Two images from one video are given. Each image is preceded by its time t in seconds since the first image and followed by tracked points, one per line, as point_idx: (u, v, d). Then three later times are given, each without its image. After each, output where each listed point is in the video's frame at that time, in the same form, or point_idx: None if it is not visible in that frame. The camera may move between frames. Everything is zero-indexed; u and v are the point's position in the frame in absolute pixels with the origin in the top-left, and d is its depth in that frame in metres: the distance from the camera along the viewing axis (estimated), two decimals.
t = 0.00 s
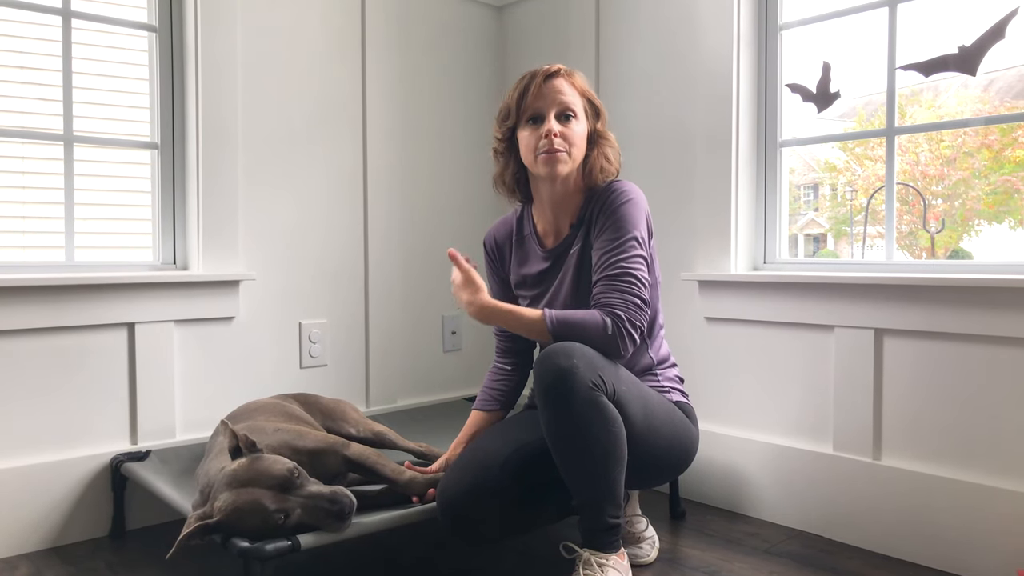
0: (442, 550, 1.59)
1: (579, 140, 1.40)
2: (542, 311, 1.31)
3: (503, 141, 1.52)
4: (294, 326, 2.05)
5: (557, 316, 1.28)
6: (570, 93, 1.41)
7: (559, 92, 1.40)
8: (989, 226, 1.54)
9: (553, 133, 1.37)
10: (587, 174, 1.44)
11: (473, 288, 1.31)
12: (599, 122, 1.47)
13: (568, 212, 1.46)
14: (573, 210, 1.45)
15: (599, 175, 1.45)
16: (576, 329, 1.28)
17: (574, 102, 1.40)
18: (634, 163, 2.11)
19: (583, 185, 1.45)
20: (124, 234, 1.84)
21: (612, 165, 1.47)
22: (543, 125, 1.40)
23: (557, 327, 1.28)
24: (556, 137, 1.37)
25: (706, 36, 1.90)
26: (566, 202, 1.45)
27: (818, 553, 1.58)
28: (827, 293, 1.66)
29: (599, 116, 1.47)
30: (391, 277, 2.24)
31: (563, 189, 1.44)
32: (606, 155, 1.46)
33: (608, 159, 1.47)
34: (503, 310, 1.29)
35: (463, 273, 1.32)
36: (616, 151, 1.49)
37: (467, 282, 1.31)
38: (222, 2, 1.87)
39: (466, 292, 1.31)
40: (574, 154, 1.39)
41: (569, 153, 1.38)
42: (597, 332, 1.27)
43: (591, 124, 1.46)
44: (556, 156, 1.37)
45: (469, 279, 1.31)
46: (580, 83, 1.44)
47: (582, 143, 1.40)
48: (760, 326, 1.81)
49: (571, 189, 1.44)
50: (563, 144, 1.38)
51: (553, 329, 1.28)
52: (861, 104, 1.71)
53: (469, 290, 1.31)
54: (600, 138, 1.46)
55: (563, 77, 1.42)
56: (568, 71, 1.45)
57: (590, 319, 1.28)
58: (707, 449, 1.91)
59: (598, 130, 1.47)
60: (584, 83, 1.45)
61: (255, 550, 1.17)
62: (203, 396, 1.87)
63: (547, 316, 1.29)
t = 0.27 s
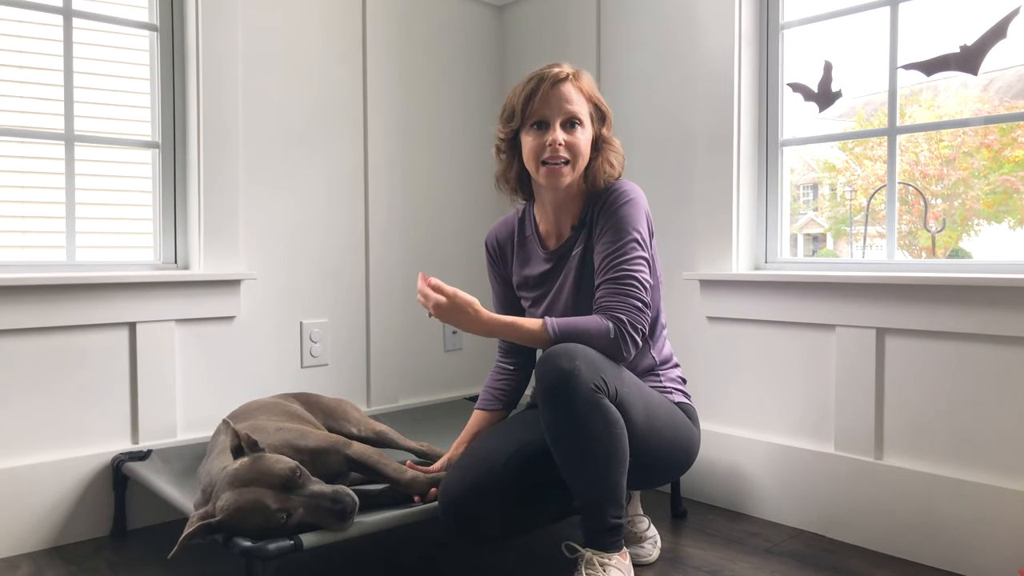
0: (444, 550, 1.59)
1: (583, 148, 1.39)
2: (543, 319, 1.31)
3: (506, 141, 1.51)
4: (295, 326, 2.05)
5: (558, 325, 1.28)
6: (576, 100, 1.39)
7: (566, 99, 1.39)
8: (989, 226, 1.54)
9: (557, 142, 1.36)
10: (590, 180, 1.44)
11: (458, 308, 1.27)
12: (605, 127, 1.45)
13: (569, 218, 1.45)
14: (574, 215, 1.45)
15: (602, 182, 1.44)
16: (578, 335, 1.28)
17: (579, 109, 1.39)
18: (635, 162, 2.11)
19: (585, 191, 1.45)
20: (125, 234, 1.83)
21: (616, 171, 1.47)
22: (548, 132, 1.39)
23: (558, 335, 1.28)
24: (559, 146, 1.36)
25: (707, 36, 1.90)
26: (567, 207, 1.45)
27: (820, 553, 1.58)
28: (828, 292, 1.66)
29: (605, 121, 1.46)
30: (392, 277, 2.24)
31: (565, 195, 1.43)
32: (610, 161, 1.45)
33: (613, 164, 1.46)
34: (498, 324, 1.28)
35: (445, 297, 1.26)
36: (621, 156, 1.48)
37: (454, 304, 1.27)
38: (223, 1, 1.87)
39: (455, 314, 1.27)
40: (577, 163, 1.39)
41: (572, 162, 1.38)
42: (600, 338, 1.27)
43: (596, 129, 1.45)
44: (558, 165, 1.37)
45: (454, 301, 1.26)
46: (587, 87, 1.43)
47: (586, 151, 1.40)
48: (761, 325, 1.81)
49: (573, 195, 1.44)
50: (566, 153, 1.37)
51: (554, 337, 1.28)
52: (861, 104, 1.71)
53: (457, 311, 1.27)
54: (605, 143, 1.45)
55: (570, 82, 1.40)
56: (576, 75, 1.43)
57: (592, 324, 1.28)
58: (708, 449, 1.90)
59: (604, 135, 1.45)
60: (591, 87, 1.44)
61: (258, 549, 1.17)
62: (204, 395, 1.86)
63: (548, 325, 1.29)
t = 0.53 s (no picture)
0: (445, 549, 1.59)
1: (586, 153, 1.40)
2: (546, 318, 1.31)
3: (510, 140, 1.51)
4: (296, 325, 2.05)
5: (560, 323, 1.29)
6: (580, 103, 1.39)
7: (570, 103, 1.38)
8: (988, 226, 1.54)
9: (561, 146, 1.36)
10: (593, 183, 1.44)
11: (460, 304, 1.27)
12: (608, 130, 1.45)
13: (571, 220, 1.46)
14: (577, 218, 1.46)
15: (605, 184, 1.44)
16: (579, 334, 1.28)
17: (584, 113, 1.39)
18: (636, 162, 2.11)
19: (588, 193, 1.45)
20: (126, 234, 1.83)
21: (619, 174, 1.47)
22: (552, 135, 1.39)
23: (558, 334, 1.29)
24: (563, 151, 1.37)
25: (708, 35, 1.90)
26: (570, 210, 1.45)
27: (821, 552, 1.58)
28: (830, 292, 1.66)
29: (609, 123, 1.45)
30: (393, 277, 2.24)
31: (568, 198, 1.44)
32: (613, 164, 1.45)
33: (616, 167, 1.46)
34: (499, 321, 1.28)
35: (447, 292, 1.27)
36: (625, 158, 1.48)
37: (456, 300, 1.27)
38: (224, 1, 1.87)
39: (457, 310, 1.27)
40: (580, 168, 1.39)
41: (575, 166, 1.38)
42: (601, 337, 1.27)
43: (600, 131, 1.45)
44: (561, 171, 1.37)
45: (457, 296, 1.27)
46: (592, 90, 1.42)
47: (589, 155, 1.40)
48: (763, 325, 1.81)
49: (576, 199, 1.44)
50: (569, 158, 1.38)
51: (556, 336, 1.29)
52: (860, 104, 1.72)
53: (460, 307, 1.27)
54: (609, 146, 1.45)
55: (575, 85, 1.40)
56: (580, 77, 1.42)
57: (594, 323, 1.28)
58: (710, 448, 1.90)
59: (607, 138, 1.45)
60: (595, 89, 1.43)
61: (261, 549, 1.16)
62: (205, 395, 1.86)
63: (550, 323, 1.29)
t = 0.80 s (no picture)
0: (447, 550, 1.59)
1: (587, 151, 1.39)
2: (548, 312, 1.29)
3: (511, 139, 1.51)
4: (296, 325, 2.05)
5: (562, 316, 1.28)
6: (581, 102, 1.38)
7: (571, 102, 1.38)
8: (988, 226, 1.54)
9: (562, 145, 1.36)
10: (593, 182, 1.44)
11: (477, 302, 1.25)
12: (609, 128, 1.45)
13: (572, 220, 1.45)
14: (578, 217, 1.45)
15: (606, 183, 1.44)
16: (579, 331, 1.27)
17: (585, 112, 1.38)
18: (637, 161, 2.10)
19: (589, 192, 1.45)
20: (126, 233, 1.83)
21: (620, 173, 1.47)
22: (552, 134, 1.38)
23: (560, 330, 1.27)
24: (564, 149, 1.36)
25: (708, 35, 1.90)
26: (571, 210, 1.45)
27: (823, 552, 1.57)
28: (831, 292, 1.65)
29: (610, 122, 1.45)
30: (393, 276, 2.24)
31: (569, 198, 1.43)
32: (614, 163, 1.45)
33: (617, 166, 1.45)
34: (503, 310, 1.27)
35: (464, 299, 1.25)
36: (625, 157, 1.47)
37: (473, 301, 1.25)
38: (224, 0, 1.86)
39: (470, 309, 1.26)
40: (581, 166, 1.38)
41: (576, 165, 1.38)
42: (601, 335, 1.27)
43: (601, 130, 1.44)
44: (563, 170, 1.37)
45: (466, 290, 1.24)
46: (593, 89, 1.42)
47: (589, 154, 1.40)
48: (764, 324, 1.80)
49: (577, 198, 1.44)
50: (571, 157, 1.37)
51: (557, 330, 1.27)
52: (860, 104, 1.72)
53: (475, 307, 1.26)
54: (610, 145, 1.45)
55: (576, 83, 1.39)
56: (581, 76, 1.42)
57: (595, 321, 1.27)
58: (711, 448, 1.90)
59: (608, 136, 1.45)
60: (596, 88, 1.43)
61: (261, 549, 1.16)
62: (205, 395, 1.86)
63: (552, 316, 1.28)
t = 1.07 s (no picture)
0: (447, 550, 1.58)
1: (585, 146, 1.39)
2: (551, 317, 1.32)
3: (510, 139, 1.52)
4: (295, 325, 2.04)
5: (561, 319, 1.30)
6: (577, 96, 1.39)
7: (567, 96, 1.38)
8: (987, 226, 1.54)
9: (557, 137, 1.36)
10: (592, 178, 1.43)
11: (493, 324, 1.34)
12: (607, 125, 1.45)
13: (572, 218, 1.45)
14: (577, 214, 1.45)
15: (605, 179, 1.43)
16: (580, 333, 1.28)
17: (581, 106, 1.38)
18: (638, 161, 2.10)
19: (589, 190, 1.45)
20: (125, 233, 1.82)
21: (619, 170, 1.46)
22: (549, 128, 1.38)
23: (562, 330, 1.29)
24: (560, 142, 1.36)
25: (709, 34, 1.90)
26: (569, 208, 1.44)
27: (824, 552, 1.57)
28: (832, 291, 1.65)
29: (608, 118, 1.45)
30: (393, 275, 2.23)
31: (568, 196, 1.43)
32: (612, 159, 1.44)
33: (615, 162, 1.45)
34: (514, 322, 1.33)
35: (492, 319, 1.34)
36: (624, 154, 1.47)
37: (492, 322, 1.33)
38: None
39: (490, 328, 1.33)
40: (579, 160, 1.38)
41: (573, 158, 1.37)
42: (601, 335, 1.27)
43: (599, 127, 1.44)
44: (560, 163, 1.37)
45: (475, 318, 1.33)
46: (589, 85, 1.42)
47: (586, 148, 1.39)
48: (765, 324, 1.80)
49: (577, 196, 1.43)
50: (567, 150, 1.37)
51: (557, 333, 1.30)
52: (859, 104, 1.72)
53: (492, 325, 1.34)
54: (608, 141, 1.45)
55: (572, 79, 1.40)
56: (578, 73, 1.42)
57: (595, 321, 1.28)
58: (712, 448, 1.90)
59: (607, 133, 1.45)
60: (593, 85, 1.43)
61: (261, 549, 1.16)
62: (204, 395, 1.85)
63: (552, 319, 1.31)
